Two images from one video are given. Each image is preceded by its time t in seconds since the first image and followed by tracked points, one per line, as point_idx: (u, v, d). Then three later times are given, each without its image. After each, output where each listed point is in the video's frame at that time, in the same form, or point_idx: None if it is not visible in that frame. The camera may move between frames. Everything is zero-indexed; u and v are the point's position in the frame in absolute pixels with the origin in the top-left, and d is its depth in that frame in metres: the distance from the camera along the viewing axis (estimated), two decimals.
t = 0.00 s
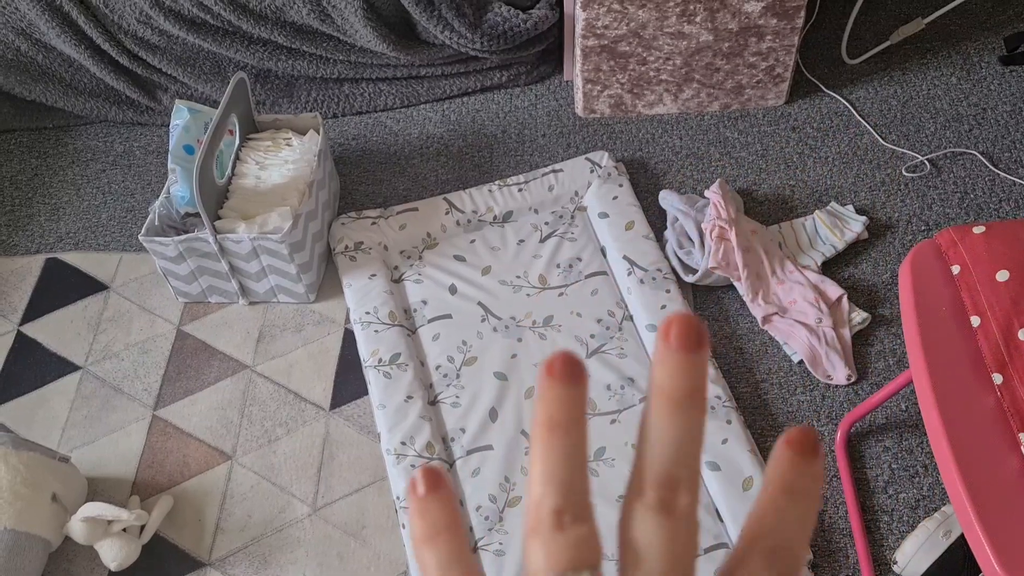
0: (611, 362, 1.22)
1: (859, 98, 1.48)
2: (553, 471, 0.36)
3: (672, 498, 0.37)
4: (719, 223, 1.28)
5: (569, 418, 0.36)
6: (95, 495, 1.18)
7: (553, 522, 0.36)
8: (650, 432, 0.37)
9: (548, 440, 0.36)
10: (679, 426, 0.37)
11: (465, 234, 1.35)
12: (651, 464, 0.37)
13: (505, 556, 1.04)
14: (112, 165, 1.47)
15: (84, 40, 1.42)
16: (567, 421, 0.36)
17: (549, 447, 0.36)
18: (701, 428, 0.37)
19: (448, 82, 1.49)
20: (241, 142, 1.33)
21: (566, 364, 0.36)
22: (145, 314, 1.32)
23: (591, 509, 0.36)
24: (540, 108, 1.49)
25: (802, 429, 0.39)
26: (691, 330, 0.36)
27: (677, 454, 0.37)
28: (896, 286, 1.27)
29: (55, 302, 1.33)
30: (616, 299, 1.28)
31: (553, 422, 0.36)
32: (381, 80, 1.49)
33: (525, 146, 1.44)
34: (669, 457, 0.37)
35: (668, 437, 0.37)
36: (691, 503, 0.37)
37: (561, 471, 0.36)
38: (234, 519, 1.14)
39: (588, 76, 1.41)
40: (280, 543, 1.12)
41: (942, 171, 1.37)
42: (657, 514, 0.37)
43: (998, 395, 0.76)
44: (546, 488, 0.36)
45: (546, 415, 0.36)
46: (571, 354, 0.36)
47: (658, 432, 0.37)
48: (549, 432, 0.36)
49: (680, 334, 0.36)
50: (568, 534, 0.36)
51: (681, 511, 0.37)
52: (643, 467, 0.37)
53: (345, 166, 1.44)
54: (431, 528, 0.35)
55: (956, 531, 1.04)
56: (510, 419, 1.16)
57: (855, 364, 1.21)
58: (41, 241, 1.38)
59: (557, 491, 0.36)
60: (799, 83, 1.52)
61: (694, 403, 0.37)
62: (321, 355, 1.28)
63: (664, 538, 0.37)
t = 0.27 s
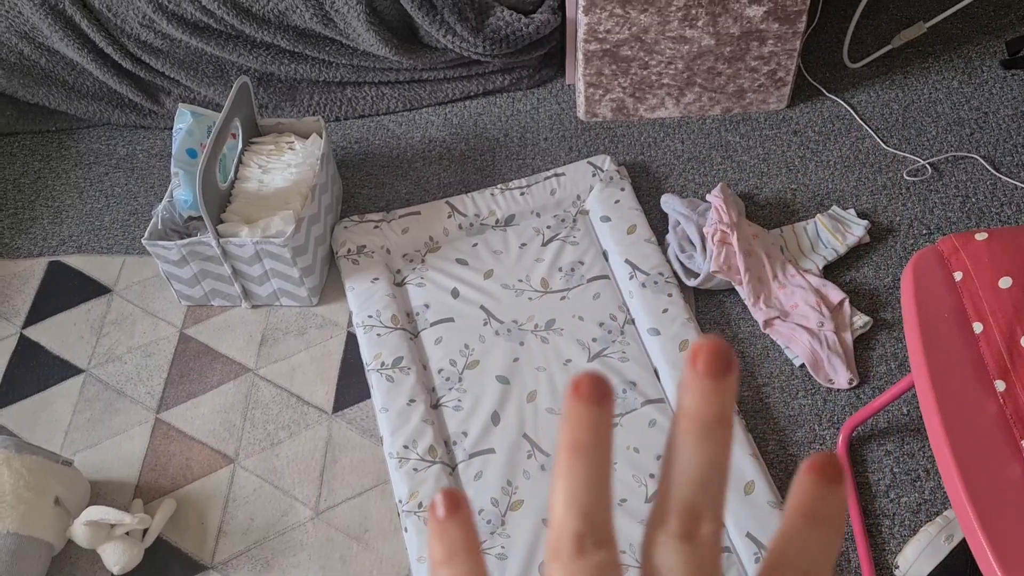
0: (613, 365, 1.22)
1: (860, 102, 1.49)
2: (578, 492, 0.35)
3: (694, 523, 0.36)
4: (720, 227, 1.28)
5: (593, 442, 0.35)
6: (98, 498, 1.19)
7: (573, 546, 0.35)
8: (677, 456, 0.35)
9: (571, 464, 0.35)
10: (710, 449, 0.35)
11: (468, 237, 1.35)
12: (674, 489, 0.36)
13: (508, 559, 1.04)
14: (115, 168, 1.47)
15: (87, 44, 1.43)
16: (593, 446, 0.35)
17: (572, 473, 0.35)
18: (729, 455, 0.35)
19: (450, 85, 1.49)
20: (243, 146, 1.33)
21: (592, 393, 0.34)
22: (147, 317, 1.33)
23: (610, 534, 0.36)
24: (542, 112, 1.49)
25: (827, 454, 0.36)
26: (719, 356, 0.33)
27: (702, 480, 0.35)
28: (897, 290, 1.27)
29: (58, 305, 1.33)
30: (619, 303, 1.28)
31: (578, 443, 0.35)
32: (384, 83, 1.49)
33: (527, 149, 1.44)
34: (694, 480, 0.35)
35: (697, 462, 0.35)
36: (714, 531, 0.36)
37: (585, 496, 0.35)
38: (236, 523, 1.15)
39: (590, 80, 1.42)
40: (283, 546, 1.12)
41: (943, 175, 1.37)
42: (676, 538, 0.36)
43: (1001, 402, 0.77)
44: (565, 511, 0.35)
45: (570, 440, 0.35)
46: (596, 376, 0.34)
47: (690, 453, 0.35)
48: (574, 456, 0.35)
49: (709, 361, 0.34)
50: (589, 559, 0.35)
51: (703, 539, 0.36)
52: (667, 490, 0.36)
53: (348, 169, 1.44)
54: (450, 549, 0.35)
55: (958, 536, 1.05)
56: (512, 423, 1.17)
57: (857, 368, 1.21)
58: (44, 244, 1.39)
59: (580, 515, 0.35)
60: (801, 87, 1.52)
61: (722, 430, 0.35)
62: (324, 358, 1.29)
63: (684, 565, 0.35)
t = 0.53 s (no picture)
0: (622, 363, 1.20)
1: (875, 104, 1.47)
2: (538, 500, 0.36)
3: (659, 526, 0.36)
4: (732, 226, 1.27)
5: (549, 446, 0.36)
6: (103, 486, 1.18)
7: (536, 554, 0.36)
8: (634, 458, 0.37)
9: (531, 472, 0.36)
10: (665, 449, 0.37)
11: (478, 232, 1.34)
12: (636, 493, 0.36)
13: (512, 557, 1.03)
14: (125, 157, 1.46)
15: (100, 31, 1.42)
16: (554, 451, 0.36)
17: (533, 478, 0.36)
18: (686, 451, 0.37)
19: (462, 80, 1.48)
20: (255, 136, 1.33)
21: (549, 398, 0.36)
22: (156, 306, 1.32)
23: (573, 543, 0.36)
24: (555, 108, 1.48)
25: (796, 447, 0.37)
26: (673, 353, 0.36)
27: (661, 480, 0.36)
28: (910, 293, 1.26)
29: (66, 292, 1.33)
30: (628, 301, 1.27)
31: (536, 454, 0.36)
32: (396, 77, 1.48)
33: (539, 145, 1.44)
34: (655, 482, 0.36)
35: (654, 461, 0.37)
36: (679, 532, 0.36)
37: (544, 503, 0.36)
38: (241, 515, 1.14)
39: (604, 77, 1.41)
40: (287, 539, 1.12)
41: (958, 179, 1.36)
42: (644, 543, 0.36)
43: (1019, 407, 0.74)
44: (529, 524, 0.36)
45: (530, 448, 0.36)
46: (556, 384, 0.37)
47: (646, 453, 0.37)
48: (532, 465, 0.36)
49: (664, 358, 0.36)
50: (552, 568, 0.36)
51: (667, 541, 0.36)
52: (629, 499, 0.36)
53: (358, 162, 1.43)
54: (416, 575, 0.35)
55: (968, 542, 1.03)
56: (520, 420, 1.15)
57: (868, 371, 1.21)
58: (53, 232, 1.38)
59: (541, 527, 0.36)
60: (816, 88, 1.51)
61: (675, 429, 0.37)
62: (332, 351, 1.28)
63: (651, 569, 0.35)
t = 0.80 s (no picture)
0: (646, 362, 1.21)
1: (907, 111, 1.47)
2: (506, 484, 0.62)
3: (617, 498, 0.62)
4: (761, 228, 1.26)
5: (516, 444, 0.63)
6: (124, 462, 1.19)
7: (508, 542, 0.59)
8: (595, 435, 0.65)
9: (498, 457, 0.63)
10: (617, 435, 0.64)
11: (504, 224, 1.34)
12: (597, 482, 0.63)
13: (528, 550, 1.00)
14: (155, 136, 1.46)
15: (134, 9, 1.42)
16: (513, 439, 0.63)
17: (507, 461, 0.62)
18: (630, 432, 0.64)
19: (493, 72, 1.48)
20: (286, 120, 1.34)
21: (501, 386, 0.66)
22: (180, 285, 1.32)
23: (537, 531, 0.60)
24: (585, 103, 1.48)
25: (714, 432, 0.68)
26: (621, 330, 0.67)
27: (614, 466, 0.63)
28: (937, 301, 1.25)
29: (92, 268, 1.33)
30: (653, 299, 1.27)
31: (499, 447, 0.63)
32: (427, 66, 1.48)
33: (568, 140, 1.43)
34: (609, 468, 0.63)
35: (607, 443, 0.64)
36: (634, 510, 0.61)
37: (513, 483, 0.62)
38: (259, 496, 1.14)
39: (636, 73, 1.40)
40: (305, 522, 1.12)
41: (989, 189, 1.35)
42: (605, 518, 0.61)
43: None
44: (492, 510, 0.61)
45: (495, 440, 0.64)
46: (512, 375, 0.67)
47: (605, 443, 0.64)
48: (499, 455, 0.63)
49: (611, 344, 0.67)
50: (519, 551, 0.59)
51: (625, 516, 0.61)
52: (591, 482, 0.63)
53: (387, 149, 1.43)
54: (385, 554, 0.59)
55: (991, 553, 1.01)
56: (541, 412, 1.14)
57: (893, 379, 1.20)
58: (80, 208, 1.38)
59: (505, 513, 0.60)
60: (848, 92, 1.50)
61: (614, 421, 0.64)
62: (354, 336, 1.28)
63: (607, 546, 0.60)
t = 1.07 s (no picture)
0: (672, 361, 1.20)
1: (940, 114, 1.45)
2: (484, 492, 0.52)
3: (597, 506, 0.52)
4: (790, 229, 1.25)
5: (493, 442, 0.53)
6: (149, 446, 1.21)
7: (487, 548, 0.51)
8: (577, 446, 0.54)
9: (475, 467, 0.53)
10: (597, 435, 0.53)
11: (531, 219, 1.34)
12: (575, 486, 0.53)
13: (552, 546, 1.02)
14: (185, 124, 1.47)
15: None
16: (490, 447, 0.53)
17: (481, 471, 0.53)
18: (615, 436, 0.53)
19: (523, 66, 1.47)
20: (316, 109, 1.33)
21: (488, 399, 0.53)
22: (207, 272, 1.33)
23: (517, 541, 0.52)
24: (614, 100, 1.47)
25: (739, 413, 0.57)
26: (602, 336, 0.53)
27: (596, 472, 0.53)
28: (967, 307, 1.24)
29: (120, 253, 1.34)
30: (679, 297, 1.26)
31: (477, 452, 0.53)
32: (457, 59, 1.48)
33: (596, 136, 1.43)
34: (592, 470, 0.53)
35: (587, 445, 0.53)
36: (615, 513, 0.52)
37: (492, 495, 0.52)
38: (281, 484, 1.15)
39: (667, 70, 1.39)
40: (326, 511, 1.12)
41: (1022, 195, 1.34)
42: (583, 524, 0.52)
43: None
44: (482, 516, 0.52)
45: (473, 446, 0.53)
46: (491, 381, 0.54)
47: (582, 442, 0.53)
48: (476, 463, 0.53)
49: (590, 347, 0.54)
50: (499, 560, 0.51)
51: (607, 522, 0.52)
52: (568, 486, 0.53)
53: (415, 141, 1.43)
54: (366, 563, 0.54)
55: (1017, 562, 1.00)
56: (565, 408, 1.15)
57: (920, 384, 1.18)
58: (110, 193, 1.39)
59: (489, 522, 0.52)
60: (880, 94, 1.49)
61: (608, 416, 0.53)
62: (379, 327, 1.28)
63: (592, 544, 0.51)
